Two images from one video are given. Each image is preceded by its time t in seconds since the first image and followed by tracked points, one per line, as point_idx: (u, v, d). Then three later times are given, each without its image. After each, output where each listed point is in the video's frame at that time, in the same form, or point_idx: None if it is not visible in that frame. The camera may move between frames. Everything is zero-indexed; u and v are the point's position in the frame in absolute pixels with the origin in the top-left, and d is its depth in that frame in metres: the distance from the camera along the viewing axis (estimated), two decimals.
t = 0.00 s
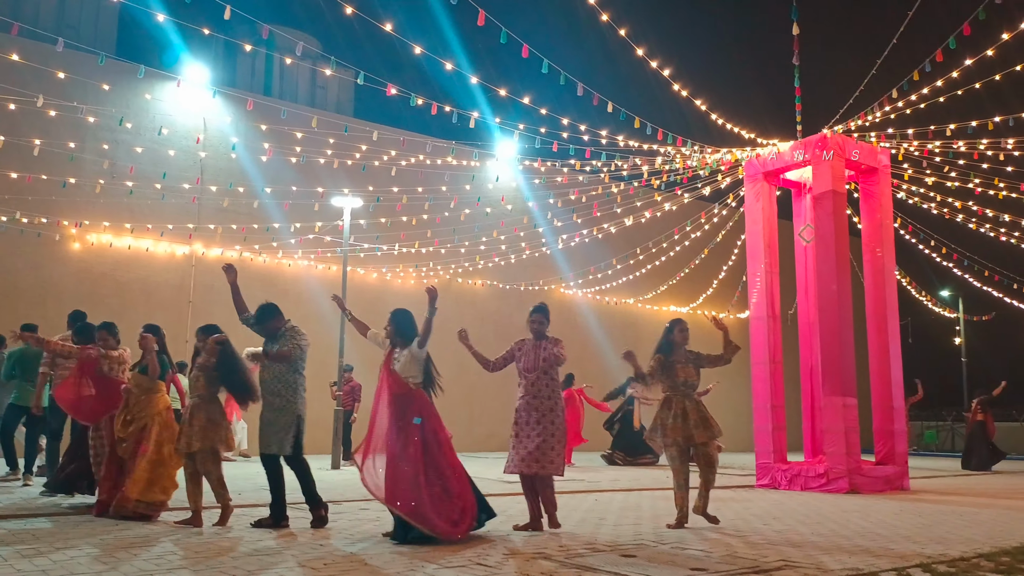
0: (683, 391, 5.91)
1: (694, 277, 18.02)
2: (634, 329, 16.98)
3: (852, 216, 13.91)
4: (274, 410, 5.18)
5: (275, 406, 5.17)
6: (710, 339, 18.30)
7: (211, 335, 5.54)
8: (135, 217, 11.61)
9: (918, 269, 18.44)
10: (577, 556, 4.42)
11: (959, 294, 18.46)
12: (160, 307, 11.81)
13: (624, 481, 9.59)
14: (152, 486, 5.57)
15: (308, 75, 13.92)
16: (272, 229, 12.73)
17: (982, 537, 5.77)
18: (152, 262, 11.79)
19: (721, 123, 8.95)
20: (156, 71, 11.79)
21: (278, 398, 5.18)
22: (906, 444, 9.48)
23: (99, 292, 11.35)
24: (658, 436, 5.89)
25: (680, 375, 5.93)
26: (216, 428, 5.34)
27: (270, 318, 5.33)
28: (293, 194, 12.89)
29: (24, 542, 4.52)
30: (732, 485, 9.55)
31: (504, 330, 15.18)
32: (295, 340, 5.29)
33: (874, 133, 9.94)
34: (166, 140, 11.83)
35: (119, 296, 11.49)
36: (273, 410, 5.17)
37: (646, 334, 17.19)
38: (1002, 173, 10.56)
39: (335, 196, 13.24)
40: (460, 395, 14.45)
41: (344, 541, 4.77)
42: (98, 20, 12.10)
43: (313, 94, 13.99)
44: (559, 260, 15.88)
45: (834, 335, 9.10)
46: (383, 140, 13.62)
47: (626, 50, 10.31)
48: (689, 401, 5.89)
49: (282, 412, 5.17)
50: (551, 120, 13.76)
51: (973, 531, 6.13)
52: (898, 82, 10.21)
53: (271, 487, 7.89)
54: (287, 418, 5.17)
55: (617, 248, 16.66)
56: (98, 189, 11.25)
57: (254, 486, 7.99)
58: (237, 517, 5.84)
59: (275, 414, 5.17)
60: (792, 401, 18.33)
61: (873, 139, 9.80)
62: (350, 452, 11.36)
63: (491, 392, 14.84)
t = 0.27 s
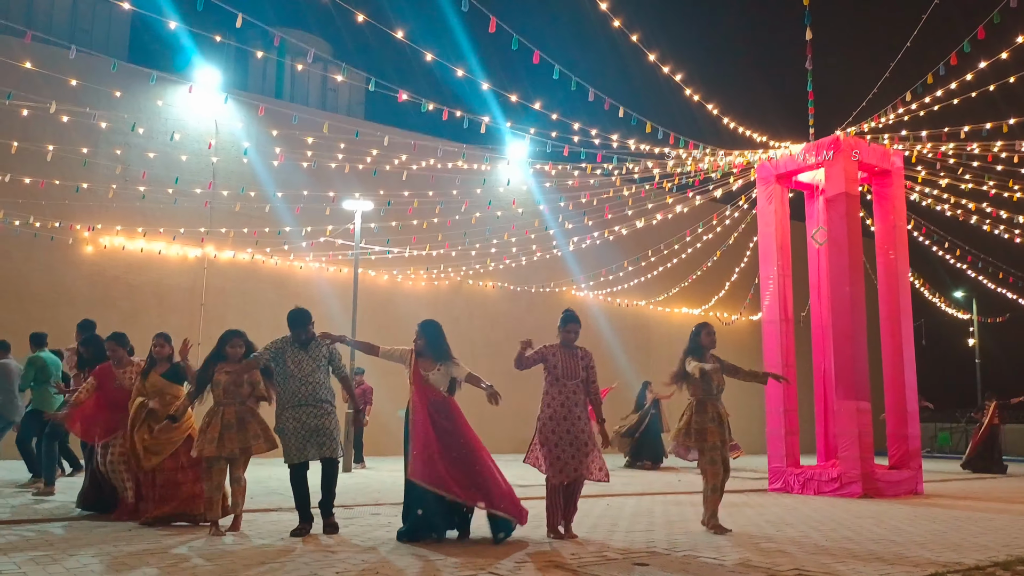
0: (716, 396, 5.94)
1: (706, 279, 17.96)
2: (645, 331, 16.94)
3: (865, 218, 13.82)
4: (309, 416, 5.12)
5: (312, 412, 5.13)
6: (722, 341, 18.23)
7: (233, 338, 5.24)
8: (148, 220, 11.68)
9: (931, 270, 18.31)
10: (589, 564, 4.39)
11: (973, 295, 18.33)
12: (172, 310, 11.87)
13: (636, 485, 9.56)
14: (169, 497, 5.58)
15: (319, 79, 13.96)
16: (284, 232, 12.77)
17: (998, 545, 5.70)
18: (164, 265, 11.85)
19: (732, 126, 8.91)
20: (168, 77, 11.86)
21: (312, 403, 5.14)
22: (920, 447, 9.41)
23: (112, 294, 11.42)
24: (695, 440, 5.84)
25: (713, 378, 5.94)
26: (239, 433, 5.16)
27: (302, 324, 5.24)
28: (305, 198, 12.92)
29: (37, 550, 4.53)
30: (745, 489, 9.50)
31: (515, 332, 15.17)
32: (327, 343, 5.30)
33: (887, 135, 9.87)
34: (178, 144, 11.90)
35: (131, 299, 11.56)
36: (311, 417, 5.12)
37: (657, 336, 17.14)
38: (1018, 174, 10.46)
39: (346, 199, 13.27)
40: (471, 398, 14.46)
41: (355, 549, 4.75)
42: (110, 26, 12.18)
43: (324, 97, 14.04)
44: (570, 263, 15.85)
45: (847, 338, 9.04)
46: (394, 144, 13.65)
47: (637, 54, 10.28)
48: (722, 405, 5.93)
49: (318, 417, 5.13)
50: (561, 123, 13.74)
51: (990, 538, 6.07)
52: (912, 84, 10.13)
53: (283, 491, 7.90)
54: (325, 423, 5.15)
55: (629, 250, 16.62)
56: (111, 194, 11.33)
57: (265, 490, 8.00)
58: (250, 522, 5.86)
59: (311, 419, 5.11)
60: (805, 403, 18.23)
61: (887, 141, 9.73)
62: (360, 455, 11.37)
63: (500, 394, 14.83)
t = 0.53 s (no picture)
0: (737, 405, 5.85)
1: (717, 280, 17.90)
2: (655, 333, 16.88)
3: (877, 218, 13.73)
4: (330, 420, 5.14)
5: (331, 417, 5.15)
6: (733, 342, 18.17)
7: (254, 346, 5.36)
8: (160, 224, 11.74)
9: (944, 270, 18.19)
10: (600, 570, 4.39)
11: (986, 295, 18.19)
12: (184, 312, 11.92)
13: (647, 488, 9.53)
14: (191, 505, 5.63)
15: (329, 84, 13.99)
16: (294, 236, 12.81)
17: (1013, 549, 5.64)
18: (175, 268, 11.91)
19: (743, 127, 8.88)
20: (179, 83, 11.92)
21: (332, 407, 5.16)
22: (933, 450, 9.35)
23: (124, 297, 11.49)
24: (717, 450, 5.76)
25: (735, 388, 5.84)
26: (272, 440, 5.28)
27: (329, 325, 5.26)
28: (315, 202, 12.97)
29: (51, 556, 4.55)
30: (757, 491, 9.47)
31: (525, 334, 15.16)
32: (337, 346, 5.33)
33: (899, 135, 9.81)
34: (189, 149, 11.96)
35: (143, 302, 11.62)
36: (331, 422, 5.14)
37: (668, 337, 17.09)
38: None
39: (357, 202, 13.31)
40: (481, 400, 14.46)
41: (365, 554, 4.76)
42: (122, 33, 12.27)
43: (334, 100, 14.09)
44: (580, 264, 15.83)
45: (859, 340, 9.00)
46: (404, 148, 13.68)
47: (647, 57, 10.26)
48: (743, 414, 5.83)
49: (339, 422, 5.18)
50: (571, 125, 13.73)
51: (1004, 543, 6.02)
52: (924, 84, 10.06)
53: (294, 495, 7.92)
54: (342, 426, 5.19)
55: (639, 252, 16.59)
56: (123, 198, 11.40)
57: (276, 493, 8.02)
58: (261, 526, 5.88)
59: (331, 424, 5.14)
60: (817, 404, 18.13)
61: (898, 141, 9.67)
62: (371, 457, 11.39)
63: (511, 396, 14.83)
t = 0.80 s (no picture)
0: (762, 406, 5.76)
1: (730, 281, 17.82)
2: (669, 333, 16.82)
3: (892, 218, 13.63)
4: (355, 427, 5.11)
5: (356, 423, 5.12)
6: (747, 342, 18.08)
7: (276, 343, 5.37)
8: (174, 227, 11.82)
9: (959, 269, 18.04)
10: None
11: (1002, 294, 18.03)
12: (198, 314, 11.99)
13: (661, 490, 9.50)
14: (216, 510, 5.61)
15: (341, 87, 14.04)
16: (306, 238, 12.86)
17: None
18: (189, 271, 11.98)
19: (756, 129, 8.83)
20: (192, 88, 11.99)
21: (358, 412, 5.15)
22: (949, 452, 9.27)
23: (138, 300, 11.57)
24: (737, 450, 5.71)
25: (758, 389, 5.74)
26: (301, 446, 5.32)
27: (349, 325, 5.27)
28: (328, 205, 13.02)
29: (67, 560, 4.59)
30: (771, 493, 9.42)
31: (537, 336, 15.14)
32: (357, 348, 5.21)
33: (913, 135, 9.73)
34: (202, 154, 12.03)
35: (157, 304, 11.70)
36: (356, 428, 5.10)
37: (681, 338, 17.02)
38: None
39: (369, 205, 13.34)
40: (494, 401, 14.46)
41: (377, 559, 4.76)
42: (135, 39, 12.36)
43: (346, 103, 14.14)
44: (592, 266, 15.80)
45: (874, 341, 8.93)
46: (416, 152, 13.71)
47: (658, 59, 10.23)
48: (767, 416, 5.73)
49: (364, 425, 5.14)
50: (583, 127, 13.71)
51: (1021, 548, 5.97)
52: (939, 84, 9.97)
53: (307, 497, 7.95)
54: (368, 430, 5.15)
55: (652, 253, 16.56)
56: (137, 202, 11.49)
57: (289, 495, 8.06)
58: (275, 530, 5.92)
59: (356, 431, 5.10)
60: (831, 404, 18.02)
61: (913, 141, 9.59)
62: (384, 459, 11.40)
63: (524, 397, 14.83)
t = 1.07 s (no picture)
0: (776, 406, 5.62)
1: (741, 281, 17.75)
2: (680, 334, 16.79)
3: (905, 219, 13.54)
4: (364, 429, 5.14)
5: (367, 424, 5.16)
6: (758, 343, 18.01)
7: (283, 352, 5.42)
8: (185, 230, 11.89)
9: (973, 270, 17.91)
10: None
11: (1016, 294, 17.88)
12: (209, 316, 12.05)
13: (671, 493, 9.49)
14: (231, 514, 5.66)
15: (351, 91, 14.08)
16: (317, 241, 12.91)
17: None
18: (200, 273, 12.04)
19: (766, 131, 8.80)
20: (202, 93, 12.05)
21: (369, 414, 5.19)
22: (962, 455, 9.21)
23: (150, 302, 11.64)
24: (751, 452, 5.63)
25: (770, 389, 5.63)
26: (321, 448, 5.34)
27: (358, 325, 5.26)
28: (338, 208, 13.07)
29: (79, 565, 4.61)
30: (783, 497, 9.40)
31: (548, 338, 15.14)
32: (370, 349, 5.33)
33: (926, 136, 9.67)
34: (213, 158, 12.10)
35: (169, 307, 11.77)
36: (366, 429, 5.14)
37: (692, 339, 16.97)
38: None
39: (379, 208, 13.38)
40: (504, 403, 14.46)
41: (387, 564, 4.76)
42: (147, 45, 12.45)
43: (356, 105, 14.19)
44: (602, 267, 15.78)
45: (886, 344, 8.88)
46: (425, 156, 13.75)
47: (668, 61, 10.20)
48: (781, 416, 5.59)
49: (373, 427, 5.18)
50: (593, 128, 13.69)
51: None
52: (952, 85, 9.90)
53: (318, 500, 7.97)
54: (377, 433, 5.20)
55: (662, 254, 16.53)
56: (149, 206, 11.58)
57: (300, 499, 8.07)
58: (284, 534, 5.95)
59: (366, 433, 5.14)
60: (844, 406, 17.92)
61: (925, 142, 9.52)
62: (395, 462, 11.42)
63: (534, 399, 14.83)
